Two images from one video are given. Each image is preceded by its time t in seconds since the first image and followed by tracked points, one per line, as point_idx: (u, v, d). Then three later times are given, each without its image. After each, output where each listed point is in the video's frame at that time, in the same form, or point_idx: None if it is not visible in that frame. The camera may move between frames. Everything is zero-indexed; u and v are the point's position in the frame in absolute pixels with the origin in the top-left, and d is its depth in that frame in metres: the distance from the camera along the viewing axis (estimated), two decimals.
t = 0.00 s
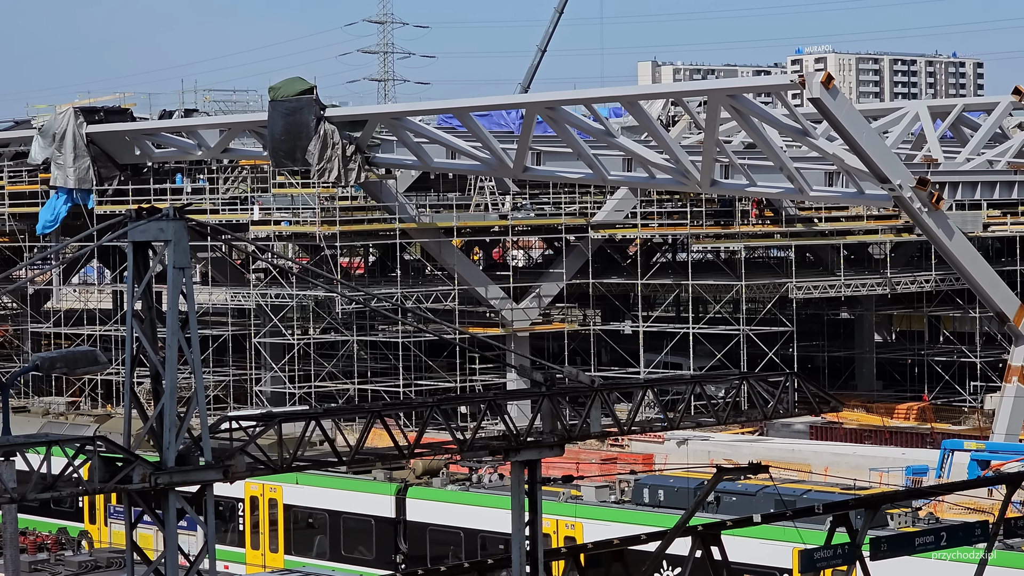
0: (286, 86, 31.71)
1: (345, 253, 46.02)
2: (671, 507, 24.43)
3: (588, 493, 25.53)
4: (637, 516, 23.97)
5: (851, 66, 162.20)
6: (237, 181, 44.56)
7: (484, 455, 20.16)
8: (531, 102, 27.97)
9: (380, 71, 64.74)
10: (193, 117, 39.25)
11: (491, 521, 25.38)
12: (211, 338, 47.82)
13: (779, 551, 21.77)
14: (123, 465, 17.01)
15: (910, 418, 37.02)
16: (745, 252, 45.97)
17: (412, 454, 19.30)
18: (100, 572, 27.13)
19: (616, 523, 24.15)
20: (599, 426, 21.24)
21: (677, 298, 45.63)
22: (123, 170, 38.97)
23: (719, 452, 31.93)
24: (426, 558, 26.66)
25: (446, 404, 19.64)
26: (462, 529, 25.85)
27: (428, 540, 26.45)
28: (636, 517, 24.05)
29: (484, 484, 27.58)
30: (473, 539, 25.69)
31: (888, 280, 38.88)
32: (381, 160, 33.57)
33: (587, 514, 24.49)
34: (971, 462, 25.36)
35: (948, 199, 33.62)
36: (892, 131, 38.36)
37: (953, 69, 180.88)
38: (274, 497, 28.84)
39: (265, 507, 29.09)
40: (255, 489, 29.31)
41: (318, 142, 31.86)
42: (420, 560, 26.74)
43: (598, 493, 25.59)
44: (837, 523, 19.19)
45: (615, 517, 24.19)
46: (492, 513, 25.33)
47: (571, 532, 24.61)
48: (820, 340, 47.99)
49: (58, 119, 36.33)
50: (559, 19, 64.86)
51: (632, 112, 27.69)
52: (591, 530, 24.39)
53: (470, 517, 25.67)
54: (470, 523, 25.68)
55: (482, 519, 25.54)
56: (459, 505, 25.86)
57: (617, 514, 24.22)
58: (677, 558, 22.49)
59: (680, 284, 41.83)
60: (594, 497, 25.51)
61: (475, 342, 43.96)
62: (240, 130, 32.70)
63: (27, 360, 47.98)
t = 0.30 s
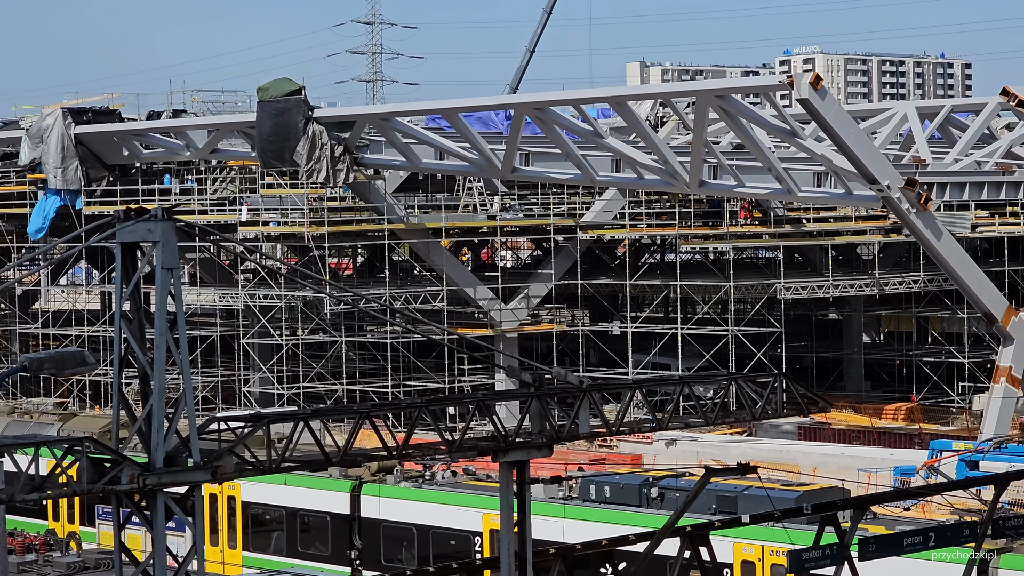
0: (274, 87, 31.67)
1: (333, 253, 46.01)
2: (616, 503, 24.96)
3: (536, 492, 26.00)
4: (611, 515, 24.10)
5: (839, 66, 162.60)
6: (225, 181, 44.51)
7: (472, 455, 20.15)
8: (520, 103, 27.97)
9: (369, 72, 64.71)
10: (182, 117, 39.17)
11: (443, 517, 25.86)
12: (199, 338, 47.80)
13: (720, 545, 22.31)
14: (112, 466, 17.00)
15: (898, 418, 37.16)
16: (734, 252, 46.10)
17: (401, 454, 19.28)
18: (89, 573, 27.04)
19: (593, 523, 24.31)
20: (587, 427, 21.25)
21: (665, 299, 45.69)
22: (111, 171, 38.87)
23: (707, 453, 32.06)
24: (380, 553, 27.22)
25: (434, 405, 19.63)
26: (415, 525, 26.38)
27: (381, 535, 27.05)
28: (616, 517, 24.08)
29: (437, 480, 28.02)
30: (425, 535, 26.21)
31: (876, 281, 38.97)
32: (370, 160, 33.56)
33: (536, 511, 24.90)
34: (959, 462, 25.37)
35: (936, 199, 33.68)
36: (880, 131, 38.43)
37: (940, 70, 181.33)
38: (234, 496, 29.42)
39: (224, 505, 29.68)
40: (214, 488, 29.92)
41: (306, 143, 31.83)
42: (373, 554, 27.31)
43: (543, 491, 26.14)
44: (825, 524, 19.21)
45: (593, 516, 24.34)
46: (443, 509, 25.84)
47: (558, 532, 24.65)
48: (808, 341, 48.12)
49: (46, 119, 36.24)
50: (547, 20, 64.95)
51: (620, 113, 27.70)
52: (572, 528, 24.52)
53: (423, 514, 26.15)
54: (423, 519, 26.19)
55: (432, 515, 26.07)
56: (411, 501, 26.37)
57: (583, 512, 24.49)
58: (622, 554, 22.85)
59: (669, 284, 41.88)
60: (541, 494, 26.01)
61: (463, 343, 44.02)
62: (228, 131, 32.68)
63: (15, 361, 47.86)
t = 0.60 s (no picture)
0: (265, 84, 31.64)
1: (324, 250, 45.98)
2: (566, 493, 25.70)
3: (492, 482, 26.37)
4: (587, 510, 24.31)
5: (830, 63, 162.81)
6: (216, 178, 44.45)
7: (463, 451, 20.12)
8: (512, 99, 27.92)
9: (361, 69, 64.69)
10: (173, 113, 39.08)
11: (400, 509, 26.72)
12: (190, 335, 47.80)
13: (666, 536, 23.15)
14: (102, 463, 16.94)
15: (889, 415, 37.24)
16: (725, 249, 46.18)
17: (392, 451, 19.24)
18: (79, 570, 26.98)
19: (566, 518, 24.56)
20: (578, 424, 21.23)
21: (657, 295, 45.74)
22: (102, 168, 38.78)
23: (698, 450, 32.13)
24: (337, 544, 28.04)
25: (425, 402, 19.61)
26: (371, 518, 27.21)
27: (338, 528, 27.83)
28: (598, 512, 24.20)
29: (393, 473, 28.36)
30: (381, 527, 27.02)
31: (868, 278, 39.04)
32: (361, 157, 33.51)
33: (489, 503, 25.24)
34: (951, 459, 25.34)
35: (927, 196, 33.69)
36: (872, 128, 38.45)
37: (931, 66, 181.59)
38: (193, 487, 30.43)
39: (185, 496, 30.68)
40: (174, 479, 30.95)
41: (297, 139, 31.69)
42: (331, 546, 28.13)
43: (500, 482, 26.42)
44: (816, 520, 19.14)
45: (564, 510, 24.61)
46: (398, 502, 26.75)
47: (549, 528, 24.82)
48: (800, 337, 48.20)
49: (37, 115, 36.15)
50: (539, 16, 64.97)
51: (612, 110, 27.69)
52: (540, 523, 24.95)
53: (377, 506, 27.06)
54: (377, 512, 27.08)
55: (390, 508, 26.91)
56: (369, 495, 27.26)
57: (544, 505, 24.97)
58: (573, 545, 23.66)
59: (660, 281, 41.88)
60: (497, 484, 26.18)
61: (454, 340, 44.03)
62: (220, 128, 32.64)
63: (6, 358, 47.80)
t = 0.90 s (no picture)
0: (259, 79, 31.62)
1: (317, 245, 45.97)
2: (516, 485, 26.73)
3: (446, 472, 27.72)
4: (535, 500, 24.99)
5: (823, 57, 162.98)
6: (209, 173, 44.41)
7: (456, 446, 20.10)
8: (505, 94, 27.91)
9: (354, 64, 64.66)
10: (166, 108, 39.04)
11: (361, 500, 27.78)
12: (183, 330, 47.81)
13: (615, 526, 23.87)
14: (95, 458, 16.91)
15: (882, 410, 37.32)
16: (718, 244, 46.23)
17: (385, 446, 19.21)
18: (71, 565, 26.93)
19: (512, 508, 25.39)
20: (572, 418, 21.22)
21: (650, 290, 45.77)
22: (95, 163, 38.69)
23: (691, 444, 32.19)
24: (298, 534, 29.13)
25: (418, 397, 19.58)
26: (332, 508, 28.35)
27: (300, 517, 29.00)
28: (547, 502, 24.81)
29: (353, 464, 29.38)
30: (341, 517, 28.13)
31: (861, 272, 39.12)
32: (355, 152, 33.45)
33: (446, 494, 26.53)
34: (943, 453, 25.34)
35: (920, 191, 33.70)
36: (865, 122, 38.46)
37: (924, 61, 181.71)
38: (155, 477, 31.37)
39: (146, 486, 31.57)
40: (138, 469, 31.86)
41: (290, 134, 31.71)
42: (292, 536, 29.23)
43: (454, 473, 27.36)
44: (809, 515, 19.14)
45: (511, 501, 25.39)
46: (358, 493, 27.84)
47: (542, 524, 24.86)
48: (793, 332, 48.27)
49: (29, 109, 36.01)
50: (532, 11, 64.97)
51: (605, 105, 27.67)
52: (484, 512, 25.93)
53: (337, 496, 28.14)
54: (338, 502, 28.17)
55: (350, 498, 28.02)
56: (329, 486, 28.41)
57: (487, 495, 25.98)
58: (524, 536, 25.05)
59: (653, 276, 41.89)
60: (450, 475, 27.32)
61: (447, 335, 44.04)
62: (213, 122, 32.66)
63: None
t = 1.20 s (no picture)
0: (250, 74, 31.37)
1: (309, 240, 45.97)
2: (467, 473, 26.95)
3: (403, 463, 27.92)
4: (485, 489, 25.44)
5: (816, 53, 163.19)
6: (202, 168, 44.36)
7: (449, 441, 20.10)
8: (498, 89, 27.90)
9: (347, 59, 64.62)
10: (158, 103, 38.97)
11: (320, 490, 27.98)
12: (175, 325, 47.76)
13: (564, 515, 24.48)
14: (88, 453, 16.88)
15: (875, 405, 37.41)
16: (711, 239, 46.27)
17: (378, 441, 19.19)
18: (64, 560, 26.87)
19: (462, 497, 25.74)
20: (564, 414, 21.22)
21: (642, 286, 45.80)
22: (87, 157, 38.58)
23: (684, 440, 32.25)
24: (259, 525, 29.37)
25: (411, 391, 19.58)
26: (291, 499, 28.58)
27: (261, 508, 29.19)
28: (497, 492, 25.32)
29: (315, 457, 29.60)
30: (301, 508, 28.36)
31: (853, 268, 39.15)
32: (347, 147, 33.39)
33: (402, 484, 26.68)
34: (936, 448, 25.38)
35: (913, 186, 33.70)
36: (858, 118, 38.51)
37: (916, 57, 181.88)
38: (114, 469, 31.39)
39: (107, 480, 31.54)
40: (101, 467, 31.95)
41: (282, 129, 31.69)
42: (254, 527, 29.48)
43: (411, 464, 27.68)
44: (801, 510, 19.17)
45: (456, 489, 25.87)
46: (321, 485, 28.00)
47: (535, 516, 24.88)
48: (785, 328, 48.35)
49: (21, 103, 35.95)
50: (525, 7, 64.98)
51: (597, 100, 27.68)
52: (434, 501, 26.09)
53: (298, 487, 28.37)
54: (298, 493, 28.39)
55: (310, 489, 28.24)
56: (291, 477, 28.66)
57: (439, 484, 26.13)
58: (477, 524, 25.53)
59: (646, 271, 41.92)
60: (408, 466, 27.60)
61: (440, 330, 44.02)
62: (205, 117, 32.61)
63: None
